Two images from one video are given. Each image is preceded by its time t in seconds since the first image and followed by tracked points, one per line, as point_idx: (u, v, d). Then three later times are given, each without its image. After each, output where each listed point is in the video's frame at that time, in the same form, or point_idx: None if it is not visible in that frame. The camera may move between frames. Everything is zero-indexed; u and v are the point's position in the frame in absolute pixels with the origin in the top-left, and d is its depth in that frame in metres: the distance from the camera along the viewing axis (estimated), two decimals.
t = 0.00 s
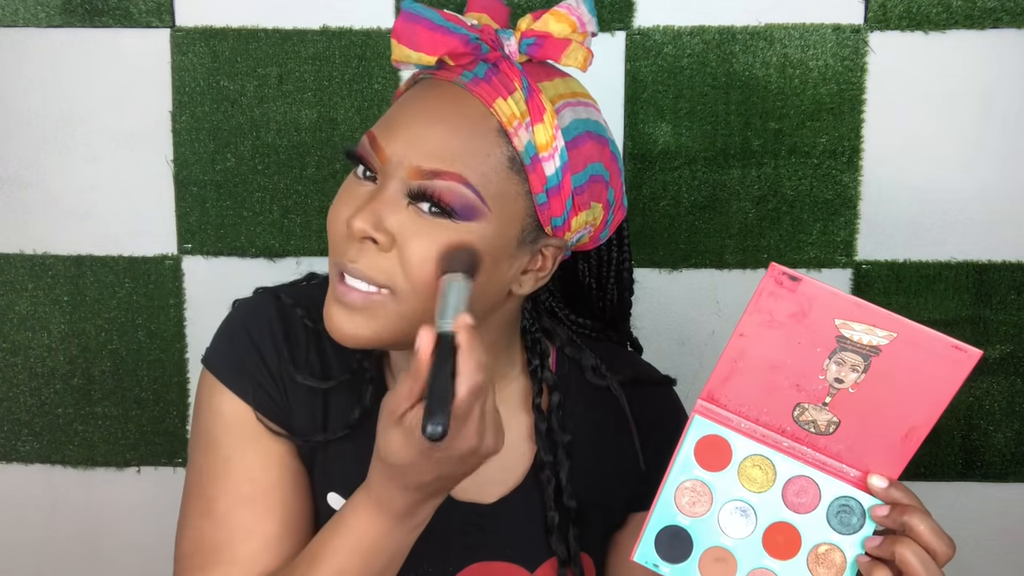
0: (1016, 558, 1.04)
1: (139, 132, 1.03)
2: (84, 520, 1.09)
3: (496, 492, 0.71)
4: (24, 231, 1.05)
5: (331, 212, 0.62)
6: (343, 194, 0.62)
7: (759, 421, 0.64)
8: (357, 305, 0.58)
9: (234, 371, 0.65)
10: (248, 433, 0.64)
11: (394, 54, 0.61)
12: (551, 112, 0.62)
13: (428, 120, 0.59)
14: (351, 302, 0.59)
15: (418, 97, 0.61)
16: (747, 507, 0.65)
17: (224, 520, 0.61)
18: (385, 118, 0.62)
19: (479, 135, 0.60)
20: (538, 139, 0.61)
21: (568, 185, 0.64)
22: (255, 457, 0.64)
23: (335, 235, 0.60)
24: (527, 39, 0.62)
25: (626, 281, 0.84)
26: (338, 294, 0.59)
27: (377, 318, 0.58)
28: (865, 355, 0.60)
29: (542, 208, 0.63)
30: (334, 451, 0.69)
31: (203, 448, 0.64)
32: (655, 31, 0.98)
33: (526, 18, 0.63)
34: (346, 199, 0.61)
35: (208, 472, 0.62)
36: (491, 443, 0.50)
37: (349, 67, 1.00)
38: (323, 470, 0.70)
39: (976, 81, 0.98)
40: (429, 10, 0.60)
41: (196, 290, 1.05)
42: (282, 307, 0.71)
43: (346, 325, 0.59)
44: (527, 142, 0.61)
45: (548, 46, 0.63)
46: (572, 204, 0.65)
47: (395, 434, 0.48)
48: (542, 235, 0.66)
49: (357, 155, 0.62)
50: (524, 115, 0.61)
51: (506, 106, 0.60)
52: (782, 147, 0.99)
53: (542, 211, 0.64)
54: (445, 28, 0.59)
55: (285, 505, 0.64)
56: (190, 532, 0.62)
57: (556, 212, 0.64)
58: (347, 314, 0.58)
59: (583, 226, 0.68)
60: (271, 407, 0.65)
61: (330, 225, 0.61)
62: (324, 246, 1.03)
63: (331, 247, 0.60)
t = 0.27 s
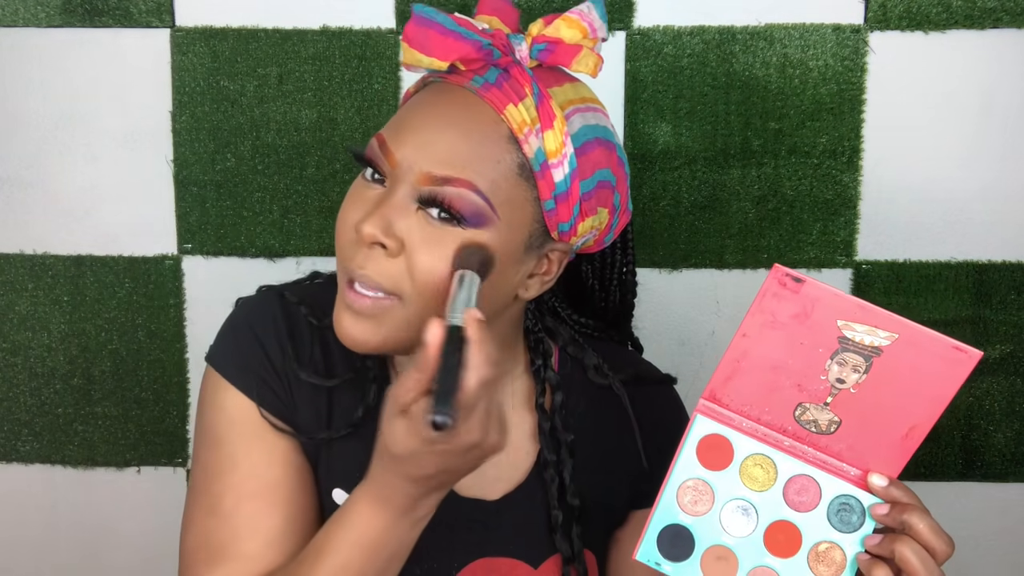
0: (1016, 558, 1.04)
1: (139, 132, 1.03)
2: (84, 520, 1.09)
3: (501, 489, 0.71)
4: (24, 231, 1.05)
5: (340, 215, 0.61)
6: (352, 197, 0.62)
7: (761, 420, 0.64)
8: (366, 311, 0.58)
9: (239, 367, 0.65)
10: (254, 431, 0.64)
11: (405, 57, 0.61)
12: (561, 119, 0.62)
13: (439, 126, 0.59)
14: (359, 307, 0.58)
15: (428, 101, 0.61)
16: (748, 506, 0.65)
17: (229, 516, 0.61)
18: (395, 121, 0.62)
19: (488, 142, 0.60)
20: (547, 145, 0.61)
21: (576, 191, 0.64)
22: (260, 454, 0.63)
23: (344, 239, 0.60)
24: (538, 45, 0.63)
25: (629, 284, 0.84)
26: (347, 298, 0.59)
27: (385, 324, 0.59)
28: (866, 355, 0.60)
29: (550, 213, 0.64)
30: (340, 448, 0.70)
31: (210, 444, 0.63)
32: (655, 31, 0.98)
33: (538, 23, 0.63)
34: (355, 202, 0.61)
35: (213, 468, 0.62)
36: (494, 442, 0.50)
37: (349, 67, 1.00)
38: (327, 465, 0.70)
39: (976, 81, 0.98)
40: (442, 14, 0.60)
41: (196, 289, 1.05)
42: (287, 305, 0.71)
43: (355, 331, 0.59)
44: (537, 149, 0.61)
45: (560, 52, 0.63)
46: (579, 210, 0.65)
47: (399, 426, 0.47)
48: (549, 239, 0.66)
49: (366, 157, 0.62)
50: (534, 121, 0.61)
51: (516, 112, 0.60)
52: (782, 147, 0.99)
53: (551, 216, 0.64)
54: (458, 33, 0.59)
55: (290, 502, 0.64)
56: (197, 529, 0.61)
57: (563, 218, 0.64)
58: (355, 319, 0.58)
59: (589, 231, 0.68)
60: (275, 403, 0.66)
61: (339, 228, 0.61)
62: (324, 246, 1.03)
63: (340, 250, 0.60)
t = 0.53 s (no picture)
0: (1015, 558, 1.04)
1: (139, 132, 1.03)
2: (84, 520, 1.10)
3: (496, 490, 0.72)
4: (24, 231, 1.05)
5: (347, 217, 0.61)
6: (359, 199, 0.62)
7: (766, 418, 0.64)
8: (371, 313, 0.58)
9: (234, 373, 0.65)
10: (249, 437, 0.64)
11: (414, 58, 0.61)
12: (569, 120, 0.62)
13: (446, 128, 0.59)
14: (365, 308, 0.58)
15: (435, 102, 0.61)
16: (754, 504, 0.65)
17: (225, 523, 0.61)
18: (402, 122, 0.62)
19: (495, 144, 0.60)
20: (555, 147, 0.61)
21: (583, 192, 0.64)
22: (254, 461, 0.63)
23: (350, 240, 0.60)
24: (545, 46, 0.63)
25: (631, 284, 0.84)
26: (353, 300, 0.59)
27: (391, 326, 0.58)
28: (871, 353, 0.60)
29: (557, 214, 0.64)
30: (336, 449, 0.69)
31: (205, 451, 0.64)
32: (655, 31, 0.98)
33: (545, 25, 0.63)
34: (363, 204, 0.61)
35: (208, 476, 0.63)
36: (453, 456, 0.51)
37: (349, 68, 1.00)
38: (323, 469, 0.69)
39: (976, 81, 0.98)
40: (451, 16, 0.60)
41: (196, 290, 1.05)
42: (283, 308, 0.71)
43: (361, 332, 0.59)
44: (546, 151, 0.61)
45: (567, 54, 0.63)
46: (586, 211, 0.65)
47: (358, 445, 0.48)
48: (556, 240, 0.66)
49: (373, 159, 0.62)
50: (542, 122, 0.61)
51: (525, 114, 0.60)
52: (782, 147, 0.99)
53: (557, 217, 0.64)
54: (466, 35, 0.59)
55: (285, 508, 0.64)
56: (193, 536, 0.62)
57: (570, 218, 0.64)
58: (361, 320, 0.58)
59: (594, 232, 0.68)
60: (270, 410, 0.65)
61: (346, 229, 0.60)
62: (324, 246, 1.03)
63: (345, 252, 0.60)
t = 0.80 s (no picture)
0: (1015, 558, 1.04)
1: (139, 132, 1.03)
2: (84, 520, 1.10)
3: (493, 491, 0.71)
4: (24, 231, 1.05)
5: (344, 219, 0.61)
6: (357, 201, 0.61)
7: (762, 419, 0.64)
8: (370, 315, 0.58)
9: (228, 376, 0.65)
10: (244, 441, 0.64)
11: (412, 60, 0.61)
12: (566, 123, 0.62)
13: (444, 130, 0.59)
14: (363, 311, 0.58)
15: (432, 104, 0.61)
16: (751, 504, 0.65)
17: (218, 526, 0.62)
18: (400, 125, 0.62)
19: (493, 145, 0.60)
20: (553, 150, 0.61)
21: (580, 194, 0.64)
22: (250, 465, 0.64)
23: (348, 243, 0.59)
24: (544, 48, 0.62)
25: (627, 285, 0.84)
26: (351, 303, 0.59)
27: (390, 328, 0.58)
28: (868, 353, 0.60)
29: (554, 217, 0.64)
30: (332, 451, 0.69)
31: (201, 454, 0.64)
32: (655, 31, 0.98)
33: (544, 27, 0.63)
34: (361, 206, 0.61)
35: (204, 478, 0.63)
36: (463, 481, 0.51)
37: (349, 68, 1.00)
38: (319, 473, 0.70)
39: (976, 81, 0.98)
40: (449, 18, 0.60)
41: (196, 290, 1.05)
42: (279, 310, 0.71)
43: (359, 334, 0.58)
44: (543, 154, 0.61)
45: (566, 56, 0.63)
46: (584, 213, 0.65)
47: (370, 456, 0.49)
48: (553, 242, 0.66)
49: (371, 161, 0.62)
50: (540, 125, 0.61)
51: (523, 117, 0.60)
52: (782, 147, 0.99)
53: (555, 220, 0.64)
54: (464, 37, 0.59)
55: (280, 512, 0.65)
56: (188, 538, 0.62)
57: (567, 221, 0.64)
58: (359, 322, 0.58)
59: (591, 234, 0.68)
60: (265, 413, 0.65)
61: (344, 232, 0.60)
62: (324, 246, 1.03)
63: (343, 255, 0.60)
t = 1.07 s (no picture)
0: (1015, 558, 1.04)
1: (139, 132, 1.03)
2: (84, 520, 1.10)
3: (493, 490, 0.71)
4: (23, 231, 1.05)
5: (339, 221, 0.61)
6: (352, 202, 0.61)
7: (761, 419, 0.64)
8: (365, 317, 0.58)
9: (230, 374, 0.65)
10: (245, 439, 0.64)
11: (407, 62, 0.61)
12: (562, 126, 0.62)
13: (439, 133, 0.59)
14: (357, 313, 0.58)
15: (428, 106, 0.61)
16: (750, 505, 0.65)
17: (222, 525, 0.61)
18: (395, 127, 0.61)
19: (489, 148, 0.60)
20: (549, 153, 0.61)
21: (576, 198, 0.64)
22: (252, 463, 0.63)
23: (342, 245, 0.60)
24: (540, 50, 0.63)
25: (626, 286, 0.84)
26: (346, 306, 0.59)
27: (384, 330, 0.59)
28: (866, 353, 0.60)
29: (551, 220, 0.64)
30: (333, 450, 0.70)
31: (202, 452, 0.64)
32: (655, 31, 0.98)
33: (540, 29, 0.63)
34: (356, 207, 0.61)
35: (206, 477, 0.63)
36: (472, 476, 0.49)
37: (349, 68, 1.00)
38: (321, 471, 0.70)
39: (975, 81, 0.98)
40: (444, 20, 0.60)
41: (196, 290, 1.05)
42: (278, 309, 0.71)
43: (354, 337, 0.59)
44: (539, 157, 0.61)
45: (562, 58, 0.63)
46: (580, 215, 0.65)
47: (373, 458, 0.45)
48: (549, 245, 0.66)
49: (366, 162, 0.62)
50: (536, 128, 0.61)
51: (519, 120, 0.60)
52: (782, 147, 0.99)
53: (552, 223, 0.64)
54: (460, 40, 0.59)
55: (283, 511, 0.64)
56: (189, 537, 0.62)
57: (563, 224, 0.64)
58: (353, 325, 0.58)
59: (587, 236, 0.68)
60: (268, 411, 0.65)
61: (339, 233, 0.60)
62: (324, 246, 1.03)
63: (338, 257, 0.60)
